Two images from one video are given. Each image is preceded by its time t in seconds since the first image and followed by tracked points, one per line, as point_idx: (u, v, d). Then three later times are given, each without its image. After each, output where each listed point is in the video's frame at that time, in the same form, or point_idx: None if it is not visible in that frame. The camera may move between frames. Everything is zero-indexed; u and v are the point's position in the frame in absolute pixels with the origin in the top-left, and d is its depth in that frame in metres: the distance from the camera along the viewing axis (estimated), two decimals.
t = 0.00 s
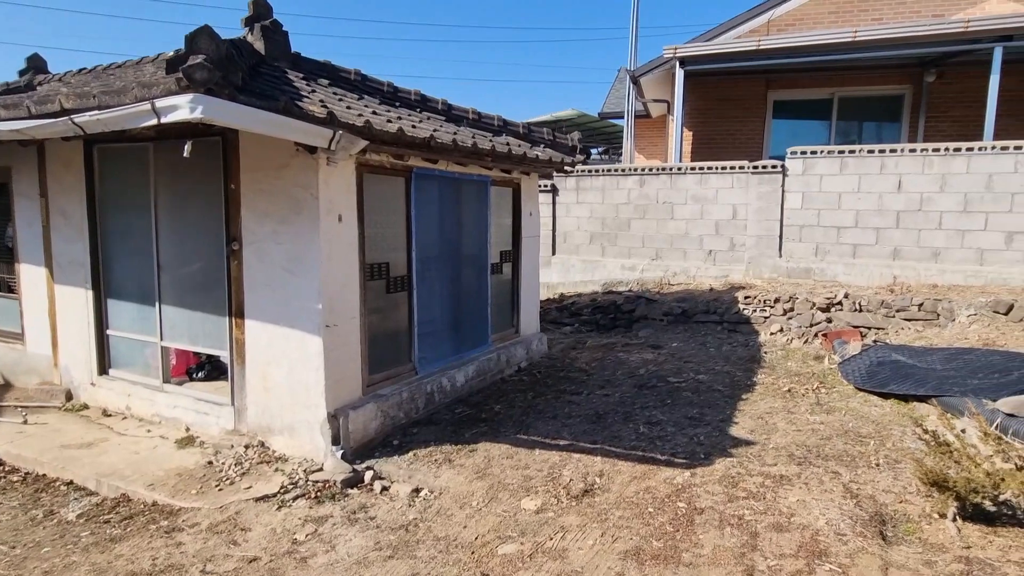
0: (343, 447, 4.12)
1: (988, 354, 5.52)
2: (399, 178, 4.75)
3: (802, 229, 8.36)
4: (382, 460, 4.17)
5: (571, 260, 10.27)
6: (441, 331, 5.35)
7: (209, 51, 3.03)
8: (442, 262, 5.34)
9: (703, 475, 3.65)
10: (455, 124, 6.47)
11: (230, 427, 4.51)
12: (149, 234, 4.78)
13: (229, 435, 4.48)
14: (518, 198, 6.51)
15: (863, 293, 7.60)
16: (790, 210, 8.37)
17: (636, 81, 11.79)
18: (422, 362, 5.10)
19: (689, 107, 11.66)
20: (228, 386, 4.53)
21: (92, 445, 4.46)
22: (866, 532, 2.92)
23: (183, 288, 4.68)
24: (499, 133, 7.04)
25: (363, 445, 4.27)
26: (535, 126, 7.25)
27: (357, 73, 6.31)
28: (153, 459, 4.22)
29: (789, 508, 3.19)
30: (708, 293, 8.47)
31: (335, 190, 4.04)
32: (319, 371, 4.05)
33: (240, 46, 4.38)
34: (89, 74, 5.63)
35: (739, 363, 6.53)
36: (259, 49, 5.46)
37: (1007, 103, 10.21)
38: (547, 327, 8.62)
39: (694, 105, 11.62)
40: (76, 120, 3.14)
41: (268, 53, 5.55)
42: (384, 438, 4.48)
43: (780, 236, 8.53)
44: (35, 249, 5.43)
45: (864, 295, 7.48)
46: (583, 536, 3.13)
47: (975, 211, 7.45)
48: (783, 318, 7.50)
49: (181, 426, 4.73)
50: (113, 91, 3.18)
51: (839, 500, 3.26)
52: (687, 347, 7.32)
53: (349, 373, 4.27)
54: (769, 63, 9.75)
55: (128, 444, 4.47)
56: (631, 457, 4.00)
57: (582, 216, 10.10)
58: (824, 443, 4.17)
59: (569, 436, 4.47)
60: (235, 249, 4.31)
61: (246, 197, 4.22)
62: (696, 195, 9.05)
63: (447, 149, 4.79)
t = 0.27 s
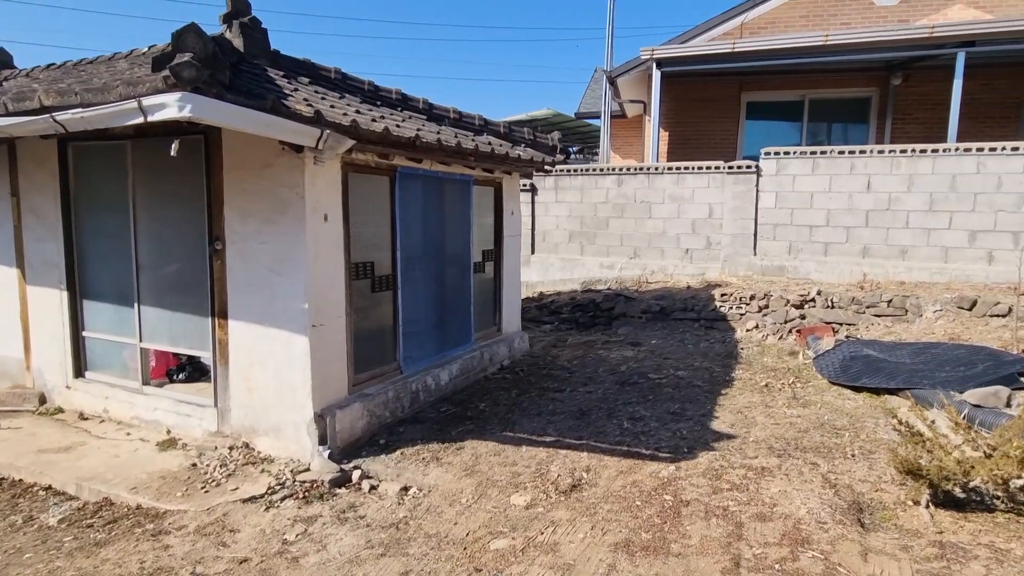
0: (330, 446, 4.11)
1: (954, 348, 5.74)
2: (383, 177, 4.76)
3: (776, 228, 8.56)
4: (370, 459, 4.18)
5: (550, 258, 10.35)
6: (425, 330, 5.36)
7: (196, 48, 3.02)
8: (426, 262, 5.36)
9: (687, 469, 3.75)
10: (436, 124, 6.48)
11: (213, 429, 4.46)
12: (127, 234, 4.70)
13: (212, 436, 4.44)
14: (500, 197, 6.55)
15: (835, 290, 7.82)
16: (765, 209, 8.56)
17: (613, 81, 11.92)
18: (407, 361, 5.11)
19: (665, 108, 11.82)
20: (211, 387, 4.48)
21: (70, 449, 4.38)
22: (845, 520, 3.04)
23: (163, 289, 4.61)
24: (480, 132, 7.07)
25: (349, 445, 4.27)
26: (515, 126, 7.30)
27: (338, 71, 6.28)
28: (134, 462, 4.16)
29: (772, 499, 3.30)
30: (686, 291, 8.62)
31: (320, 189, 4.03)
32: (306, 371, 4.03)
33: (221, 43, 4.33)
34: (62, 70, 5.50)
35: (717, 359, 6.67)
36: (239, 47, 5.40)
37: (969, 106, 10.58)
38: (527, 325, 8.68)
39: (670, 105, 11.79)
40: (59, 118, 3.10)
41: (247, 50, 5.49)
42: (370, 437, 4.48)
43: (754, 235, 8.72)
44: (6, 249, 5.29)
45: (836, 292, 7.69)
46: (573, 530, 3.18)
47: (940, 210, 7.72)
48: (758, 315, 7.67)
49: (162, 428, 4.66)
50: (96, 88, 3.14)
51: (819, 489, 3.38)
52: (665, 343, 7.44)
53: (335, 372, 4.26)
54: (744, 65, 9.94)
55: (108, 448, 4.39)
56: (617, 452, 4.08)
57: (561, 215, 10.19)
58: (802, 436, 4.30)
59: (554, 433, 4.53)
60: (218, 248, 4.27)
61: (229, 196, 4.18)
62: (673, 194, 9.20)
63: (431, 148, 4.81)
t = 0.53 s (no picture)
0: (322, 443, 4.13)
1: (928, 342, 5.93)
2: (372, 175, 4.78)
3: (756, 227, 8.74)
4: (362, 455, 4.20)
5: (534, 257, 10.42)
6: (414, 328, 5.39)
7: (191, 46, 3.03)
8: (415, 260, 5.39)
9: (675, 460, 3.84)
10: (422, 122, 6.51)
11: (202, 428, 4.44)
12: (113, 232, 4.66)
13: (202, 435, 4.42)
14: (487, 196, 6.60)
15: (813, 286, 8.01)
16: (745, 208, 8.74)
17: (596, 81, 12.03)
18: (396, 359, 5.14)
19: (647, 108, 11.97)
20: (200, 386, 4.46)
21: (56, 450, 4.33)
22: (828, 506, 3.15)
23: (150, 287, 4.58)
24: (466, 131, 7.11)
25: (341, 442, 4.29)
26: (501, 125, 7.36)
27: (324, 70, 6.27)
28: (123, 462, 4.13)
29: (758, 487, 3.40)
30: (668, 289, 8.76)
31: (311, 188, 4.05)
32: (298, 368, 4.05)
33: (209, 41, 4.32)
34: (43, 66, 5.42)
35: (699, 355, 6.81)
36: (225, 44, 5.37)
37: (939, 109, 10.90)
38: (512, 323, 8.74)
39: (652, 106, 11.94)
40: (51, 115, 3.09)
41: (233, 48, 5.47)
42: (362, 434, 4.50)
43: (735, 233, 8.90)
44: None
45: (814, 289, 7.88)
46: (566, 521, 3.25)
47: (913, 209, 7.95)
48: (739, 312, 7.83)
49: (150, 428, 4.63)
50: (88, 85, 3.12)
51: (802, 478, 3.50)
52: (649, 340, 7.57)
53: (326, 369, 4.28)
54: (724, 67, 10.12)
55: (95, 448, 4.35)
56: (606, 446, 4.16)
57: (544, 214, 10.27)
58: (785, 427, 4.43)
59: (544, 428, 4.60)
60: (207, 247, 4.26)
61: (218, 194, 4.17)
62: (655, 193, 9.33)
63: (420, 147, 4.84)
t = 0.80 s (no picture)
0: (322, 441, 4.17)
1: (912, 338, 6.09)
2: (370, 175, 4.82)
3: (744, 226, 8.88)
4: (362, 453, 4.25)
5: (525, 256, 10.50)
6: (411, 327, 5.44)
7: (196, 47, 3.07)
8: (412, 259, 5.44)
9: (671, 454, 3.93)
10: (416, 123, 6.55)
11: (202, 426, 4.46)
12: (109, 232, 4.66)
13: (201, 434, 4.44)
14: (480, 195, 6.66)
15: (800, 285, 8.17)
16: (733, 208, 8.88)
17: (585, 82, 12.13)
18: (394, 357, 5.19)
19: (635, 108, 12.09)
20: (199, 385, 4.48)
21: (54, 450, 4.33)
22: (820, 496, 3.26)
23: (148, 287, 4.58)
24: (459, 131, 7.16)
25: (341, 439, 4.33)
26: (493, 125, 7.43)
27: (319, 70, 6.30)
28: (124, 461, 4.14)
29: (752, 479, 3.50)
30: (658, 287, 8.88)
31: (311, 187, 4.08)
32: (298, 366, 4.08)
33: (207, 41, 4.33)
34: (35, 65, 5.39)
35: (690, 352, 6.92)
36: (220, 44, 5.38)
37: (921, 110, 11.13)
38: (504, 321, 8.81)
39: (640, 106, 12.06)
40: (56, 114, 3.12)
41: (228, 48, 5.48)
42: (361, 432, 4.55)
43: (723, 233, 9.04)
44: None
45: (801, 287, 8.04)
46: (567, 513, 3.33)
47: (896, 209, 8.14)
48: (728, 310, 7.96)
49: (149, 427, 4.64)
50: (92, 86, 3.14)
51: (795, 470, 3.61)
52: (640, 338, 7.67)
53: (326, 368, 4.32)
54: (711, 69, 10.25)
55: (93, 448, 4.36)
56: (603, 441, 4.25)
57: (536, 214, 10.35)
58: (776, 422, 4.54)
59: (541, 424, 4.67)
60: (207, 246, 4.28)
61: (218, 194, 4.20)
62: (645, 193, 9.45)
63: (417, 147, 4.89)
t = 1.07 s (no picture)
0: (328, 441, 4.21)
1: (906, 337, 6.19)
2: (373, 177, 4.86)
3: (739, 226, 8.98)
4: (368, 452, 4.29)
5: (523, 256, 10.56)
6: (413, 327, 5.48)
7: (206, 52, 3.10)
8: (414, 260, 5.48)
9: (673, 452, 4.00)
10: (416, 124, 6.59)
11: (208, 427, 4.49)
12: (113, 234, 4.68)
13: (207, 435, 4.47)
14: (480, 197, 6.71)
15: (795, 285, 8.26)
16: (729, 208, 8.97)
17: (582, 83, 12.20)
18: (397, 357, 5.23)
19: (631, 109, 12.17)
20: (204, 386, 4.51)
21: (61, 451, 4.34)
22: (821, 492, 3.33)
23: (153, 289, 4.61)
24: (458, 133, 7.21)
25: (347, 439, 4.37)
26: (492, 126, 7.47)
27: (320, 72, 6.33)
28: (131, 462, 4.16)
29: (754, 476, 3.57)
30: (655, 287, 8.95)
31: (317, 189, 4.12)
32: (304, 367, 4.12)
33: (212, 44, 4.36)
34: (36, 67, 5.39)
35: (688, 351, 7.00)
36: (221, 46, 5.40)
37: (913, 112, 11.27)
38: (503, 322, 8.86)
39: (636, 107, 12.14)
40: (68, 119, 3.16)
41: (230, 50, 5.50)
42: (366, 432, 4.59)
43: (719, 233, 9.12)
44: None
45: (797, 287, 8.13)
46: (573, 511, 3.39)
47: (890, 210, 8.25)
48: (724, 309, 8.04)
49: (153, 428, 4.66)
50: (102, 90, 3.17)
51: (795, 467, 3.68)
52: (638, 338, 7.75)
53: (332, 368, 4.36)
54: (707, 71, 10.34)
55: (99, 449, 4.38)
56: (606, 440, 4.31)
57: (533, 214, 10.41)
58: (775, 420, 4.62)
59: (544, 423, 4.73)
60: (212, 248, 4.31)
61: (223, 196, 4.23)
62: (642, 194, 9.52)
63: (420, 149, 4.94)
